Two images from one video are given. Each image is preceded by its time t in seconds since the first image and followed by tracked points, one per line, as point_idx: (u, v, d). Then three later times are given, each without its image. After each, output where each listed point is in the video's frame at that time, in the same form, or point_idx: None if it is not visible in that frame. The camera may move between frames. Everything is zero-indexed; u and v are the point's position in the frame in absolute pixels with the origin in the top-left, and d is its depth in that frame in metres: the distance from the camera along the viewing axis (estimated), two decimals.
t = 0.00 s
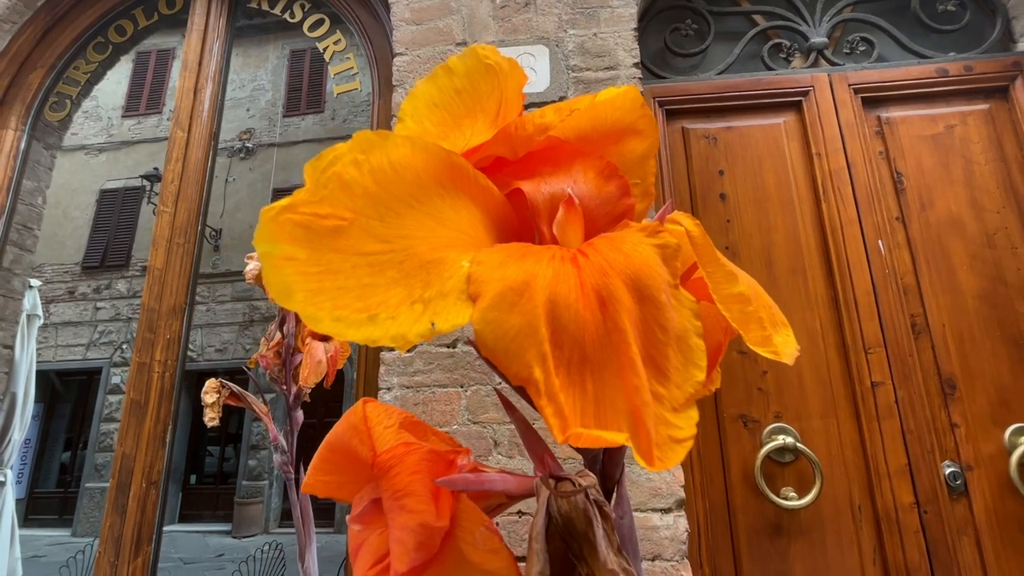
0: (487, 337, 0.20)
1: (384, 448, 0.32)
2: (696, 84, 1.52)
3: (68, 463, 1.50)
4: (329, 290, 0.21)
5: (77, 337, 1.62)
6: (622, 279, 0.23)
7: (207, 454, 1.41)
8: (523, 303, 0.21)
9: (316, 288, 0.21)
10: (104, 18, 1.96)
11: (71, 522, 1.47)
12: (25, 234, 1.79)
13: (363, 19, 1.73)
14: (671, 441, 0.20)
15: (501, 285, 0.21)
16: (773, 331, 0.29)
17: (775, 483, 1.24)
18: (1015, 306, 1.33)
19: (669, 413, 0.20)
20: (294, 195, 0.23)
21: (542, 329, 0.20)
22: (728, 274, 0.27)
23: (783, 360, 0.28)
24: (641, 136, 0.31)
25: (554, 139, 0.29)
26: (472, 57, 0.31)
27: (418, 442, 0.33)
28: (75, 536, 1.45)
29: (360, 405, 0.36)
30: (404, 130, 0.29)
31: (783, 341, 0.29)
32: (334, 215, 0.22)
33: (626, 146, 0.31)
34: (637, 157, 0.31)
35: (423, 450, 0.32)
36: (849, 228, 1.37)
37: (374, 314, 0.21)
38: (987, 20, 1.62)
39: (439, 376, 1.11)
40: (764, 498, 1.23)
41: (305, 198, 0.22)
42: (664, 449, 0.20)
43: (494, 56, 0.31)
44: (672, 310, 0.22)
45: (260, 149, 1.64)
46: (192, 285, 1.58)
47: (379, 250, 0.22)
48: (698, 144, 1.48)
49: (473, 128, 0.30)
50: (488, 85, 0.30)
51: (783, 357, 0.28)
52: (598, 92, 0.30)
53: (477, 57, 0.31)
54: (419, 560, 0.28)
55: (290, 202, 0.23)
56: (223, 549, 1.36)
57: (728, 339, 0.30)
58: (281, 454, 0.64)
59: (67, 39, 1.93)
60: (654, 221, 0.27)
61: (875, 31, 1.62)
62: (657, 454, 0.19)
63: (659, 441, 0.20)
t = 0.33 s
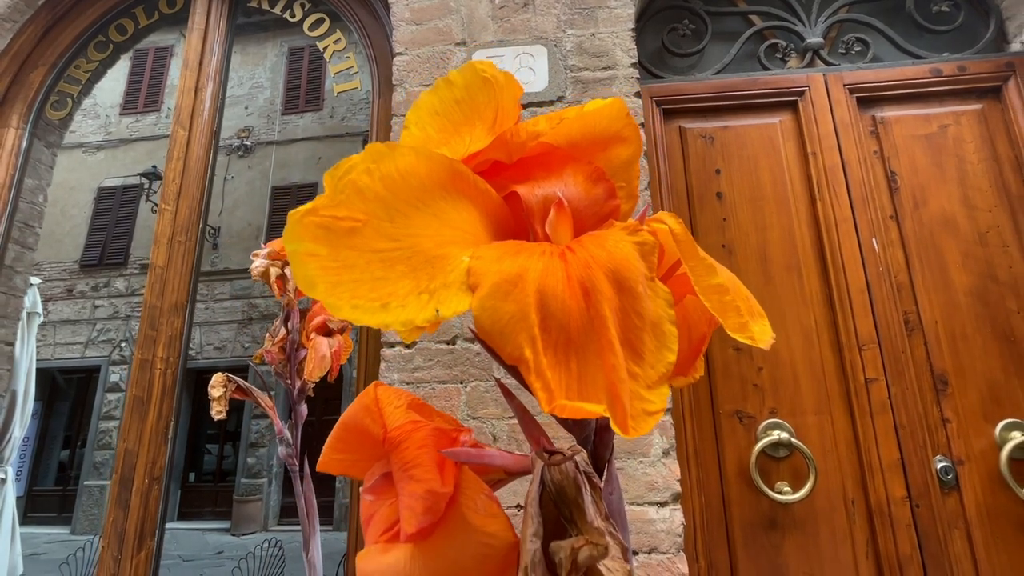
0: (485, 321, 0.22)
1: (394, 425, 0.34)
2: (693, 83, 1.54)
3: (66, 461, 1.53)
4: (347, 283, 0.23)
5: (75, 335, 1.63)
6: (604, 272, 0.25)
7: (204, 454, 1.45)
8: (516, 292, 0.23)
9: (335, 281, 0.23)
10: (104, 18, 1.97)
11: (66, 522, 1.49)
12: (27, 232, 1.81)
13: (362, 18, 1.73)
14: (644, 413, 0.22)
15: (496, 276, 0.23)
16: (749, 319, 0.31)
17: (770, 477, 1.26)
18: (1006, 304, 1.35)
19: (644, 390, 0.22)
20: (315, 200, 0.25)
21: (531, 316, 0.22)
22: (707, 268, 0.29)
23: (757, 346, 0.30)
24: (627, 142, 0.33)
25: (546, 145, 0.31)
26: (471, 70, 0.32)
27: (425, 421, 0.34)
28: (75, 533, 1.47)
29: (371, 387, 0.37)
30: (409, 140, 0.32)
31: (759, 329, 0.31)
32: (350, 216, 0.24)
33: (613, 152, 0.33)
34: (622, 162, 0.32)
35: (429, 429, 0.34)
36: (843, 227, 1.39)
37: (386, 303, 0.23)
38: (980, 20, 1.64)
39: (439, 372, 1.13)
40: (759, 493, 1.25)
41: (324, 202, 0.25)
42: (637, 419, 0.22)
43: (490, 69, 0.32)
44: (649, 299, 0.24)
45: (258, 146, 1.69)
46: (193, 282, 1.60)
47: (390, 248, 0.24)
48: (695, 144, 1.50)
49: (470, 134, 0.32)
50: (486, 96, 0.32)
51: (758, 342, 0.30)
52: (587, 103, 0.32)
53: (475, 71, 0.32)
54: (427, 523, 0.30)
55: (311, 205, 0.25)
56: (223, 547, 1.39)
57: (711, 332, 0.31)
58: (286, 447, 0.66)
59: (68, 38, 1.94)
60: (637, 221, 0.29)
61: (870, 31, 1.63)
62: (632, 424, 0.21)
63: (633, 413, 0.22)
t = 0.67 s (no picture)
0: (500, 319, 0.24)
1: (410, 417, 0.36)
2: (691, 83, 1.55)
3: (64, 460, 1.57)
4: (373, 283, 0.25)
5: (73, 333, 1.67)
6: (610, 273, 0.26)
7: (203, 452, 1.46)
8: (529, 292, 0.24)
9: (362, 282, 0.26)
10: (105, 16, 1.97)
11: (66, 519, 1.51)
12: (28, 230, 1.82)
13: (363, 17, 1.74)
14: (649, 404, 0.23)
15: (509, 277, 0.25)
16: (742, 319, 0.32)
17: (767, 473, 1.27)
18: (999, 303, 1.37)
19: (647, 382, 0.24)
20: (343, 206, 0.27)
21: (543, 314, 0.24)
22: (702, 270, 0.30)
23: (749, 344, 0.32)
24: (629, 150, 0.34)
25: (553, 153, 0.32)
26: (483, 83, 0.34)
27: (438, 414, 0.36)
28: (73, 531, 1.49)
29: (387, 380, 0.39)
30: (426, 149, 0.33)
31: (750, 329, 0.32)
32: (373, 220, 0.27)
33: (615, 159, 0.34)
34: (624, 169, 0.34)
35: (442, 421, 0.35)
36: (839, 226, 1.40)
37: (408, 302, 0.25)
38: (976, 21, 1.65)
39: (439, 370, 1.15)
40: (756, 488, 1.26)
41: (351, 209, 0.27)
42: (642, 409, 0.23)
43: (502, 82, 0.34)
44: (652, 299, 0.25)
45: (257, 144, 1.71)
46: (196, 279, 1.61)
47: (410, 250, 0.26)
48: (693, 143, 1.51)
49: (482, 144, 0.33)
50: (498, 109, 0.33)
51: (750, 341, 0.32)
52: (591, 114, 0.34)
53: (487, 84, 0.33)
54: (441, 506, 0.32)
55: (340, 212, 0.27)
56: (220, 543, 1.45)
57: (707, 331, 0.33)
58: (293, 442, 0.67)
59: (69, 36, 1.94)
60: (637, 225, 0.30)
61: (867, 32, 1.65)
62: (637, 414, 0.23)
63: (638, 403, 0.23)
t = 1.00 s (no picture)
0: (497, 321, 0.28)
1: (416, 408, 0.38)
2: (687, 84, 1.57)
3: (62, 457, 1.59)
4: (387, 289, 0.31)
5: (72, 331, 1.67)
6: (594, 280, 0.30)
7: (203, 449, 1.48)
8: (522, 297, 0.28)
9: (378, 287, 0.31)
10: (107, 16, 1.99)
11: (65, 517, 1.54)
12: (31, 228, 1.84)
13: (362, 18, 1.76)
14: (625, 393, 0.27)
15: (504, 284, 0.29)
16: (716, 319, 0.35)
17: (760, 469, 1.30)
18: (989, 302, 1.39)
19: (624, 374, 0.28)
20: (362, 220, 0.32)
21: (534, 316, 0.28)
22: (679, 275, 0.33)
23: (722, 342, 0.34)
24: (613, 168, 0.37)
25: (545, 170, 0.35)
26: (482, 110, 0.36)
27: (441, 404, 0.39)
28: (73, 528, 1.52)
29: (396, 374, 0.41)
30: (431, 171, 0.36)
31: (723, 327, 0.35)
32: (386, 233, 0.31)
33: (601, 175, 0.37)
34: (609, 185, 0.37)
35: (445, 411, 0.38)
36: (832, 225, 1.43)
37: (418, 304, 0.30)
38: (968, 23, 1.67)
39: (439, 367, 1.17)
40: (749, 483, 1.29)
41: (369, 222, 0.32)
42: (620, 398, 0.27)
43: (499, 108, 0.36)
44: (630, 303, 0.29)
45: (255, 142, 1.73)
46: (198, 277, 1.63)
47: (418, 259, 0.31)
48: (689, 144, 1.53)
49: (480, 164, 0.36)
50: (496, 133, 0.36)
51: (723, 340, 0.34)
52: (580, 135, 0.37)
53: (486, 110, 0.36)
54: (445, 485, 0.35)
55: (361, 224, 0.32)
56: (218, 541, 1.45)
57: (686, 331, 0.36)
58: (298, 438, 0.69)
59: (71, 36, 1.96)
60: (619, 236, 0.34)
61: (861, 34, 1.67)
62: (614, 402, 0.27)
63: (616, 393, 0.27)
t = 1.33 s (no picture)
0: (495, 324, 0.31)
1: (421, 402, 0.41)
2: (683, 86, 1.59)
3: (62, 455, 1.61)
4: (397, 294, 0.33)
5: (71, 329, 1.70)
6: (584, 286, 0.32)
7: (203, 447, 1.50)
8: (517, 302, 0.31)
9: (389, 293, 0.34)
10: (108, 16, 2.00)
11: (66, 514, 1.56)
12: (33, 228, 1.85)
13: (362, 19, 1.77)
14: (611, 390, 0.30)
15: (501, 289, 0.31)
16: (700, 319, 0.37)
17: (754, 465, 1.32)
18: (979, 301, 1.42)
19: (611, 372, 0.30)
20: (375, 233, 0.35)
21: (528, 320, 0.30)
22: (665, 280, 0.35)
23: (705, 341, 0.36)
24: (605, 181, 0.38)
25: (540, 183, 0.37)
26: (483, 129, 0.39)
27: (444, 399, 0.41)
28: (73, 526, 1.54)
29: (401, 371, 0.43)
30: (436, 186, 0.39)
31: (707, 327, 0.37)
32: (395, 244, 0.34)
33: (593, 186, 0.39)
34: (600, 198, 0.38)
35: (448, 406, 0.40)
36: (826, 225, 1.45)
37: (424, 310, 0.33)
38: (961, 26, 1.69)
39: (438, 365, 1.19)
40: (742, 479, 1.32)
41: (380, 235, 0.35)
42: (607, 394, 0.30)
43: (498, 127, 0.38)
44: (617, 307, 0.31)
45: (253, 140, 1.75)
46: (200, 276, 1.65)
47: (424, 269, 0.34)
48: (685, 145, 1.55)
49: (481, 178, 0.38)
50: (495, 152, 0.38)
51: (707, 339, 0.37)
52: (574, 150, 0.39)
53: (486, 129, 0.38)
54: (447, 473, 0.37)
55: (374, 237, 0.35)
56: (218, 538, 1.47)
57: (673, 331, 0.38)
58: (302, 433, 0.72)
59: (73, 36, 1.97)
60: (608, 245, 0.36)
61: (855, 37, 1.69)
62: (601, 397, 0.29)
63: (603, 389, 0.30)
